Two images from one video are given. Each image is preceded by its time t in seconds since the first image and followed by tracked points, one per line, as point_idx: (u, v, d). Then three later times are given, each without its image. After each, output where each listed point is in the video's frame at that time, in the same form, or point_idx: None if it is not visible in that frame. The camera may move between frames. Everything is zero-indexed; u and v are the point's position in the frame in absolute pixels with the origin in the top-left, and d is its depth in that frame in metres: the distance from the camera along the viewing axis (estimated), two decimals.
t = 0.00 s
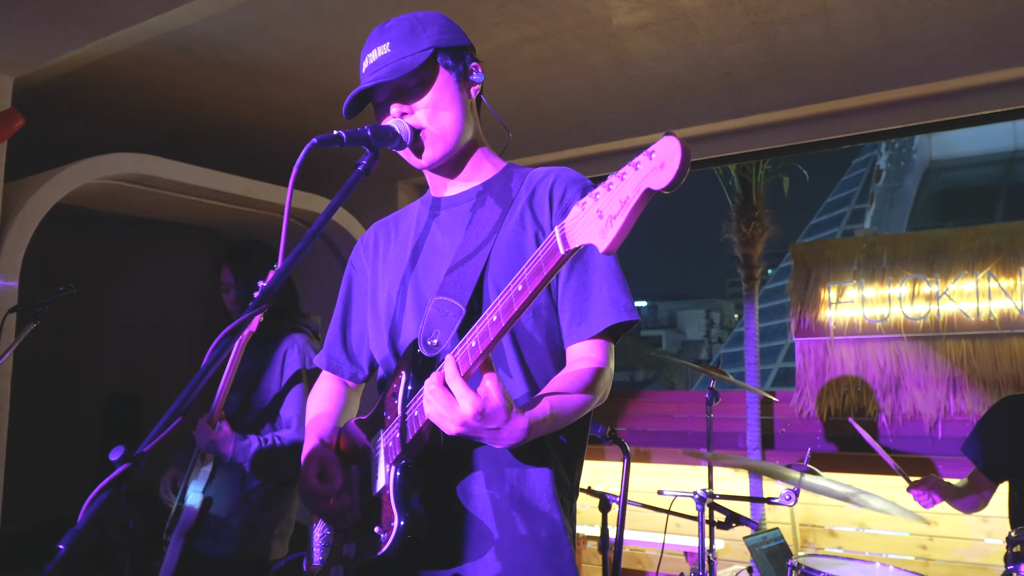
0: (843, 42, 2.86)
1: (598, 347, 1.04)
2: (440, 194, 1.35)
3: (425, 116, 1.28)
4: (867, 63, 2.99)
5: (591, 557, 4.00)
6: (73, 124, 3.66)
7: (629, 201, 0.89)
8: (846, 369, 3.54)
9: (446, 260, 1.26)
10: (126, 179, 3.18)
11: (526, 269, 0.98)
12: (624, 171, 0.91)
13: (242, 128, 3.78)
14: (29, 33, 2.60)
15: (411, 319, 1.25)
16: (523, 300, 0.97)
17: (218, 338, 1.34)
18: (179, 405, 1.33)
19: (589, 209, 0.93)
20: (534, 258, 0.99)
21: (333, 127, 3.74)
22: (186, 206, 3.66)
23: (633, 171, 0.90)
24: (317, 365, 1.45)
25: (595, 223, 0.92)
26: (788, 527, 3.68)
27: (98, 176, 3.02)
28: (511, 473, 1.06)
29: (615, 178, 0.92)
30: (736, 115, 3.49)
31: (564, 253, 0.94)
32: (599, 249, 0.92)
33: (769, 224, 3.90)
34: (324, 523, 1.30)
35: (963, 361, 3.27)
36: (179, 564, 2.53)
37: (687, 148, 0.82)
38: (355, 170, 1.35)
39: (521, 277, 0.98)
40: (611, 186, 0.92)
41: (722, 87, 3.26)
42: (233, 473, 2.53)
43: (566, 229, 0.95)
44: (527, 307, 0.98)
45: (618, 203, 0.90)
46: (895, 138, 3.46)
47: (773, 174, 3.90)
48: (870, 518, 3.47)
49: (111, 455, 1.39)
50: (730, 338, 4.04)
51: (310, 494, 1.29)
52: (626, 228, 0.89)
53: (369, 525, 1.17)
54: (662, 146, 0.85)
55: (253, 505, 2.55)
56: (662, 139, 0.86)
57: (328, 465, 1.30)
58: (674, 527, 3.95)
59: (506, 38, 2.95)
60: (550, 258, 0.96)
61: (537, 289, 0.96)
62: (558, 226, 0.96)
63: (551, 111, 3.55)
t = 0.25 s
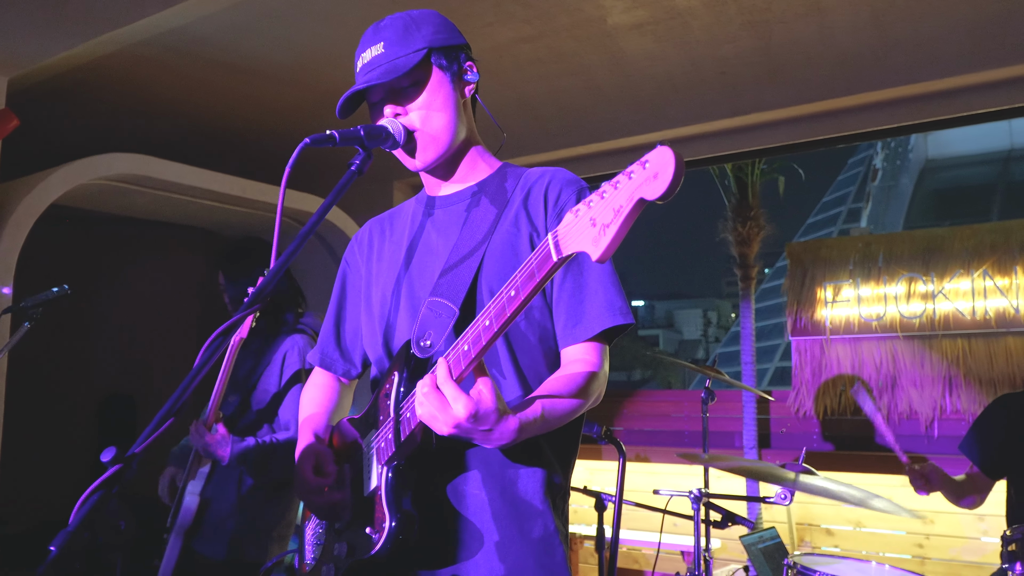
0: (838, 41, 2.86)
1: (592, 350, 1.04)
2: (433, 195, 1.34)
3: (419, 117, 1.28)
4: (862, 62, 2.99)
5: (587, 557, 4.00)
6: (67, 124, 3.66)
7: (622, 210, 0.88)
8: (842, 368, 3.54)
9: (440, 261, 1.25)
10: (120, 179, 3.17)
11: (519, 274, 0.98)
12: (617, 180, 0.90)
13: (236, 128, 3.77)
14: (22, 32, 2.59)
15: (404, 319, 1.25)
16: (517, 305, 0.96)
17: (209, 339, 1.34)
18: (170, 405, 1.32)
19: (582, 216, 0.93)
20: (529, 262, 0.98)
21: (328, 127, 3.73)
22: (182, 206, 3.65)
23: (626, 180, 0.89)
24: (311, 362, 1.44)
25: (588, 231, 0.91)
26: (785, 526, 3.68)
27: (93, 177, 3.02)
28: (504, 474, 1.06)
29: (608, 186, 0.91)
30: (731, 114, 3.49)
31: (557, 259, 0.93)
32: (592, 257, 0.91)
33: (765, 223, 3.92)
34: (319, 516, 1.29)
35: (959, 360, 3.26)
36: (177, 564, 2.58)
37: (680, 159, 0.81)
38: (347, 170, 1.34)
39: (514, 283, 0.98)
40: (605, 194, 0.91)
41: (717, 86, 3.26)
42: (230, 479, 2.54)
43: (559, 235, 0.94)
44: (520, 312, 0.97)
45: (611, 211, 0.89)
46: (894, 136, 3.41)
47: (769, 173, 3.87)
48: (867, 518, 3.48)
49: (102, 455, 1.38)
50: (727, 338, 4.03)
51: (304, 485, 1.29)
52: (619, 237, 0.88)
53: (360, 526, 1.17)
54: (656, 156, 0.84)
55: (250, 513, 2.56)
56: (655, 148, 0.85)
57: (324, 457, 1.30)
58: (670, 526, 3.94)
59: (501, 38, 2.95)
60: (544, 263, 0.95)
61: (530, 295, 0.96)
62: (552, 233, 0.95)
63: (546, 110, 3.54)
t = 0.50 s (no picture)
0: (834, 41, 2.87)
1: (595, 349, 1.07)
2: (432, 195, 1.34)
3: (416, 117, 1.28)
4: (858, 62, 3.00)
5: (585, 557, 4.00)
6: (63, 125, 3.65)
7: (628, 220, 0.89)
8: (839, 367, 3.54)
9: (440, 262, 1.26)
10: (117, 180, 3.17)
11: (524, 280, 0.98)
12: (625, 189, 0.91)
13: (233, 129, 3.77)
14: (18, 33, 2.59)
15: (404, 321, 1.25)
16: (521, 311, 0.96)
17: (205, 340, 1.34)
18: (168, 407, 1.32)
19: (588, 225, 0.93)
20: (534, 269, 0.98)
21: (325, 128, 3.73)
22: (178, 207, 3.65)
23: (633, 190, 0.89)
24: (309, 362, 1.45)
25: (594, 239, 0.92)
26: (783, 526, 3.71)
27: (90, 177, 3.01)
28: (503, 475, 1.07)
29: (615, 195, 0.92)
30: (728, 114, 3.49)
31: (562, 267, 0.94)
32: (598, 266, 0.92)
33: (762, 223, 3.92)
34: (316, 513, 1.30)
35: (956, 359, 3.27)
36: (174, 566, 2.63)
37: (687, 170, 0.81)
38: (345, 171, 1.34)
39: (519, 289, 0.98)
40: (611, 202, 0.92)
41: (714, 86, 3.26)
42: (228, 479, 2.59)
43: (565, 243, 0.95)
44: (524, 319, 0.97)
45: (618, 221, 0.90)
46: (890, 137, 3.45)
47: (766, 172, 3.90)
48: (864, 518, 3.48)
49: (100, 457, 1.39)
50: (724, 337, 4.05)
51: (303, 480, 1.30)
52: (625, 247, 0.89)
53: (358, 526, 1.18)
54: (663, 166, 0.84)
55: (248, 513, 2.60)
56: (663, 159, 0.85)
57: (323, 454, 1.30)
58: (668, 526, 3.95)
59: (498, 38, 2.95)
60: (548, 271, 0.96)
61: (534, 301, 0.96)
62: (558, 240, 0.96)
63: (543, 110, 3.54)
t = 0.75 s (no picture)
0: (830, 43, 2.87)
1: (590, 350, 1.07)
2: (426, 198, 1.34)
3: (410, 119, 1.28)
4: (854, 64, 3.01)
5: (581, 558, 4.00)
6: (59, 125, 3.64)
7: (620, 211, 0.89)
8: (835, 369, 3.54)
9: (436, 264, 1.26)
10: (113, 181, 3.17)
11: (517, 276, 0.99)
12: (616, 180, 0.90)
13: (229, 130, 3.77)
14: (14, 34, 2.59)
15: (399, 323, 1.25)
16: (515, 306, 0.97)
17: (200, 342, 1.34)
18: (163, 409, 1.32)
19: (581, 217, 0.93)
20: (526, 264, 0.99)
21: (321, 129, 3.73)
22: (174, 208, 3.65)
23: (623, 180, 0.88)
24: (304, 369, 1.45)
25: (586, 232, 0.92)
26: (778, 527, 3.71)
27: (85, 178, 3.01)
28: (501, 477, 1.09)
29: (606, 187, 0.92)
30: (724, 115, 3.49)
31: (555, 261, 0.94)
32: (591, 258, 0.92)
33: (758, 224, 3.94)
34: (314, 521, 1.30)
35: (950, 360, 3.27)
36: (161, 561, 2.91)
37: (677, 160, 0.81)
38: (339, 174, 1.35)
39: (512, 284, 0.98)
40: (603, 195, 0.92)
41: (710, 88, 3.27)
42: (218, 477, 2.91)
43: (558, 236, 0.95)
44: (518, 314, 0.98)
45: (610, 212, 0.90)
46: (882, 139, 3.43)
47: (762, 174, 3.88)
48: (860, 518, 3.49)
49: (96, 459, 1.39)
50: (721, 338, 4.04)
51: (302, 491, 1.29)
52: (617, 238, 0.89)
53: (355, 528, 1.21)
54: (654, 157, 0.84)
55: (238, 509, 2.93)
56: (653, 149, 0.85)
57: (320, 459, 1.32)
58: (663, 527, 3.94)
59: (494, 40, 2.96)
60: (542, 265, 0.96)
61: (528, 296, 0.97)
62: (550, 234, 0.96)
63: (540, 111, 3.55)
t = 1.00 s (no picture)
0: (827, 43, 2.87)
1: (587, 347, 1.07)
2: (423, 197, 1.34)
3: (409, 118, 1.28)
4: (851, 64, 3.01)
5: (579, 558, 4.00)
6: (56, 125, 3.63)
7: (618, 205, 0.89)
8: (832, 369, 3.54)
9: (433, 261, 1.26)
10: (110, 180, 3.16)
11: (514, 270, 0.99)
12: (614, 174, 0.91)
13: (226, 129, 3.76)
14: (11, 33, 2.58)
15: (396, 320, 1.25)
16: (513, 301, 0.97)
17: (195, 342, 1.34)
18: (159, 407, 1.32)
19: (579, 211, 0.94)
20: (523, 259, 0.99)
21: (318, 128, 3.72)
22: (172, 207, 3.64)
23: (622, 175, 0.89)
24: (300, 367, 1.45)
25: (585, 226, 0.92)
26: (776, 527, 3.71)
27: (82, 177, 3.01)
28: (499, 474, 1.08)
29: (604, 181, 0.92)
30: (721, 115, 3.49)
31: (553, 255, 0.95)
32: (589, 252, 0.93)
33: (756, 224, 3.91)
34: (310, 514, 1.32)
35: (948, 360, 3.28)
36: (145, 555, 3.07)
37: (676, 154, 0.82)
38: (336, 172, 1.35)
39: (510, 279, 0.99)
40: (600, 189, 0.93)
41: (708, 87, 3.27)
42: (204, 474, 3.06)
43: (556, 230, 0.96)
44: (515, 309, 0.98)
45: (608, 206, 0.91)
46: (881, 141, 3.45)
47: (760, 174, 3.90)
48: (858, 518, 3.49)
49: (91, 459, 1.38)
50: (718, 338, 4.06)
51: (299, 476, 1.30)
52: (615, 231, 0.90)
53: (353, 525, 1.21)
54: (653, 150, 0.85)
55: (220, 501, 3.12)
56: (652, 143, 0.86)
57: (317, 452, 1.31)
58: (661, 527, 3.93)
59: (492, 39, 2.96)
60: (539, 260, 0.97)
61: (526, 290, 0.97)
62: (548, 228, 0.97)
63: (537, 111, 3.55)
